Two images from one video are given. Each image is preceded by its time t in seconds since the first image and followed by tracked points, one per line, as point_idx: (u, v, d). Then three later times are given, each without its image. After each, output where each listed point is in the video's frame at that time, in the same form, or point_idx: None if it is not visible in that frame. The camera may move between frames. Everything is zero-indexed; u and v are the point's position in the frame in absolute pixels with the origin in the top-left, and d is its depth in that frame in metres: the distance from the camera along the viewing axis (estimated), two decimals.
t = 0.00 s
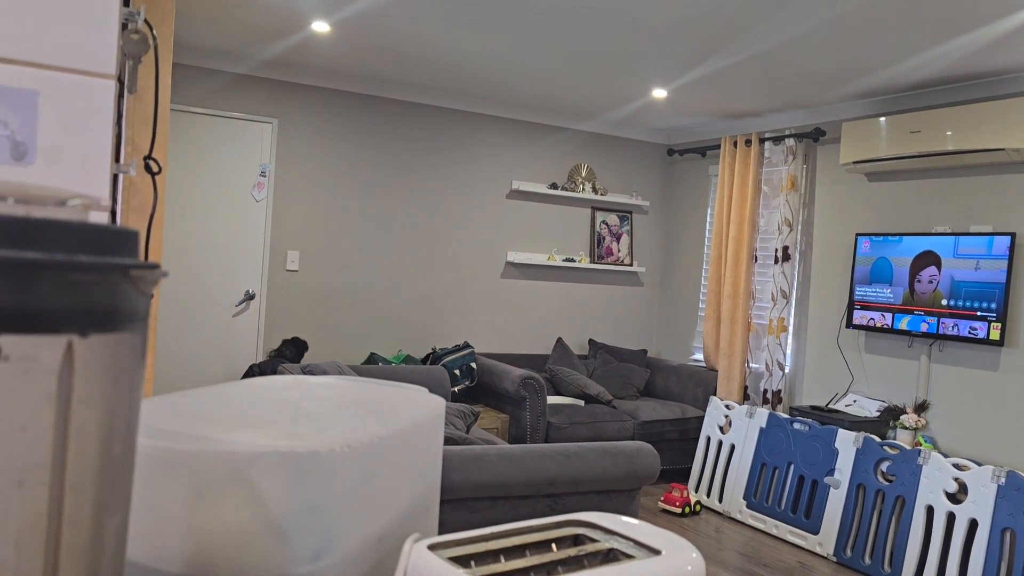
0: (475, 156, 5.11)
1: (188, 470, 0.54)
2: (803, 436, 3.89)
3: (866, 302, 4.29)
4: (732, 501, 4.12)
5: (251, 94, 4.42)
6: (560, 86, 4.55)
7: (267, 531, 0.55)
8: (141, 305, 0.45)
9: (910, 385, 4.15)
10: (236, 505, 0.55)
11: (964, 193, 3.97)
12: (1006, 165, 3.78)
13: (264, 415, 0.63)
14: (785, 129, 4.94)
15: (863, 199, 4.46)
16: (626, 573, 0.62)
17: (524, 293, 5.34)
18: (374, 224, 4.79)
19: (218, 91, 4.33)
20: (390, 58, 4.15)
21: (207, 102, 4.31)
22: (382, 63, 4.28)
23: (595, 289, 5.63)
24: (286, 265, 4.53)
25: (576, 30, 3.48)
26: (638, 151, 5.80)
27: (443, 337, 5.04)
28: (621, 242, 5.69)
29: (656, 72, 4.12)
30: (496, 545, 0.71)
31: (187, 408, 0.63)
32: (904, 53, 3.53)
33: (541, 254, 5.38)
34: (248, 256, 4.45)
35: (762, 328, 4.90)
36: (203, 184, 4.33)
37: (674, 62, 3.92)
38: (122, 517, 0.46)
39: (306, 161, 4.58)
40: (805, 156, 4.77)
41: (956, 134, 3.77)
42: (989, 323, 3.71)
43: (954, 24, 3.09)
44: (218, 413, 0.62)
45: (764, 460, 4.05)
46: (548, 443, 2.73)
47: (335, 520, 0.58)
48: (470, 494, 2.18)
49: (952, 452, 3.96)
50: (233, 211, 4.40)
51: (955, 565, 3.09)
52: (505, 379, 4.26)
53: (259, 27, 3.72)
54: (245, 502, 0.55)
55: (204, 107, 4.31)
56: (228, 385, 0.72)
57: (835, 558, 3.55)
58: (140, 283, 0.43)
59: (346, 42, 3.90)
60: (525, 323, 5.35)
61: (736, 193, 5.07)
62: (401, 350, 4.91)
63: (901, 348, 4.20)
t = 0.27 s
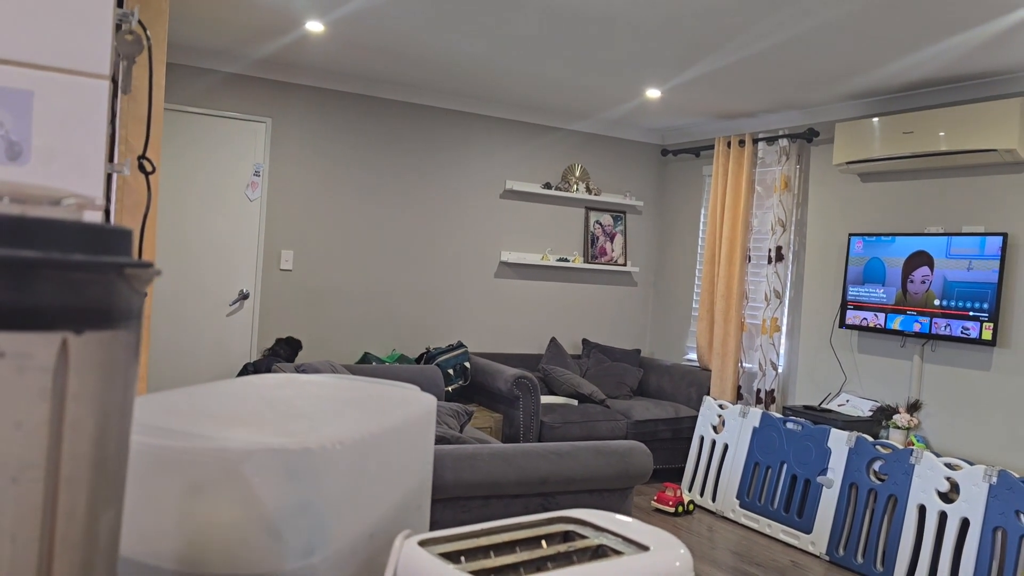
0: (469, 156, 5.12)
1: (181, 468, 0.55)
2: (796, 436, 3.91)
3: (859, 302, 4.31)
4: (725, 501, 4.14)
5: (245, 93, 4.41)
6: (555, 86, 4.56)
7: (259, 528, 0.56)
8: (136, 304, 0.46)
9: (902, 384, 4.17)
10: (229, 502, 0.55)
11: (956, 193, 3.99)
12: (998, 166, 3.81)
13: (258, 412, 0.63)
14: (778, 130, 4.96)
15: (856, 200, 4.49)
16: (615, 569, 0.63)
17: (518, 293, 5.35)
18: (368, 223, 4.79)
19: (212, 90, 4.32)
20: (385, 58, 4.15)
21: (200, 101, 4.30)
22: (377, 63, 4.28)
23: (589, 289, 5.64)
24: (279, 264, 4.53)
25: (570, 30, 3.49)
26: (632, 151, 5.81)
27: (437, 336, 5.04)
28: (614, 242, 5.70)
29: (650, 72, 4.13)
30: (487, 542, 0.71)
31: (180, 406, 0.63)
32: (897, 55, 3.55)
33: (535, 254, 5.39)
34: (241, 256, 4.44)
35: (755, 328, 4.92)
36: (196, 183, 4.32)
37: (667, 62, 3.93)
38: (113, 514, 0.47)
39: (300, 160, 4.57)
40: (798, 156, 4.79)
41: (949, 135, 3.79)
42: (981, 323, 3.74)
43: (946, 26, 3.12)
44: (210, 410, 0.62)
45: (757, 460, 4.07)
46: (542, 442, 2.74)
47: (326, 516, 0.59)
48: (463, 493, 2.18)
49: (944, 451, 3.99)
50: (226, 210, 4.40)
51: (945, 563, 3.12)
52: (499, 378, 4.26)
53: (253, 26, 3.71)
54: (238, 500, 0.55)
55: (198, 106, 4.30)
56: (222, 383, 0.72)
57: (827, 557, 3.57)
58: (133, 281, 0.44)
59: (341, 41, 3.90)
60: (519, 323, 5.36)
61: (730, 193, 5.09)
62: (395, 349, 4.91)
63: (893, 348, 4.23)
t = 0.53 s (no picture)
0: (468, 156, 5.12)
1: (177, 468, 0.55)
2: (795, 436, 3.91)
3: (858, 301, 4.31)
4: (724, 501, 4.14)
5: (244, 93, 4.41)
6: (554, 85, 4.56)
7: (256, 528, 0.56)
8: (131, 302, 0.46)
9: (901, 384, 4.17)
10: (225, 502, 0.55)
11: (955, 193, 3.99)
12: (996, 166, 3.81)
13: (255, 412, 0.63)
14: (777, 130, 4.96)
15: (855, 200, 4.49)
16: (612, 569, 0.63)
17: (517, 292, 5.35)
18: (367, 223, 4.79)
19: (211, 89, 4.32)
20: (384, 57, 4.15)
21: (199, 100, 4.30)
22: (375, 62, 4.28)
23: (588, 289, 5.64)
24: (278, 264, 4.53)
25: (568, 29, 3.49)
26: (631, 150, 5.81)
27: (436, 336, 5.04)
28: (614, 241, 5.70)
29: (648, 72, 4.13)
30: (484, 542, 0.71)
31: (177, 406, 0.63)
32: (895, 55, 3.56)
33: (534, 253, 5.39)
34: (240, 255, 4.44)
35: (755, 328, 4.92)
36: (195, 183, 4.32)
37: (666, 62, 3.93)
38: (108, 513, 0.46)
39: (299, 160, 4.57)
40: (797, 155, 4.79)
41: (947, 134, 3.80)
42: (979, 323, 3.74)
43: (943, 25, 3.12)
44: (206, 410, 0.62)
45: (756, 459, 4.07)
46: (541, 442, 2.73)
47: (323, 516, 0.59)
48: (462, 493, 2.18)
49: (942, 451, 3.99)
50: (225, 210, 4.39)
51: (943, 562, 3.12)
52: (498, 378, 4.26)
53: (252, 25, 3.71)
54: (234, 499, 0.55)
55: (197, 106, 4.30)
56: (219, 382, 0.72)
57: (826, 556, 3.57)
58: (129, 281, 0.44)
59: (339, 40, 3.90)
60: (518, 323, 5.36)
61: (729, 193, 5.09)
62: (394, 349, 4.91)
63: (892, 348, 4.23)
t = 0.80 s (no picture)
0: (468, 155, 5.11)
1: (176, 468, 0.54)
2: (796, 435, 3.91)
3: (859, 300, 4.31)
4: (724, 500, 4.13)
5: (243, 92, 4.41)
6: (554, 85, 4.55)
7: (256, 530, 0.55)
8: (129, 302, 0.45)
9: (901, 383, 4.17)
10: (224, 503, 0.55)
11: (955, 192, 3.99)
12: (997, 165, 3.81)
13: (255, 412, 0.63)
14: (777, 129, 4.95)
15: (855, 199, 4.48)
16: (614, 569, 0.63)
17: (517, 292, 5.34)
18: (367, 222, 4.78)
19: (211, 88, 4.32)
20: (383, 56, 4.15)
21: (199, 99, 4.30)
22: (375, 61, 4.27)
23: (588, 288, 5.63)
24: (278, 263, 4.52)
25: (568, 28, 3.49)
26: (631, 149, 5.80)
27: (437, 335, 5.04)
28: (614, 241, 5.70)
29: (648, 71, 4.13)
30: (485, 543, 0.71)
31: (176, 406, 0.63)
32: (895, 54, 3.55)
33: (534, 253, 5.39)
34: (240, 255, 4.43)
35: (755, 327, 4.91)
36: (194, 182, 4.32)
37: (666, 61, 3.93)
38: (107, 514, 0.46)
39: (298, 159, 4.56)
40: (797, 155, 4.78)
41: (948, 134, 3.79)
42: (979, 322, 3.74)
43: (944, 24, 3.12)
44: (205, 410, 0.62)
45: (756, 459, 4.07)
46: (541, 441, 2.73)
47: (322, 516, 0.59)
48: (462, 493, 2.18)
49: (942, 450, 3.99)
50: (225, 209, 4.39)
51: (944, 562, 3.12)
52: (498, 378, 4.26)
53: (251, 24, 3.71)
54: (234, 500, 0.55)
55: (196, 105, 4.29)
56: (219, 382, 0.72)
57: (826, 556, 3.57)
58: (127, 281, 0.44)
59: (339, 40, 3.90)
60: (518, 322, 5.35)
61: (729, 192, 5.08)
62: (394, 349, 4.90)
63: (892, 347, 4.23)
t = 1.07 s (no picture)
0: (468, 155, 5.11)
1: (176, 469, 0.54)
2: (795, 435, 3.91)
3: (858, 301, 4.31)
4: (724, 500, 4.13)
5: (243, 92, 4.41)
6: (553, 85, 4.55)
7: (256, 530, 0.55)
8: (128, 302, 0.45)
9: (901, 383, 4.17)
10: (224, 502, 0.55)
11: (955, 192, 3.99)
12: (996, 165, 3.81)
13: (255, 413, 0.63)
14: (777, 129, 4.95)
15: (855, 199, 4.48)
16: (613, 569, 0.63)
17: (517, 292, 5.34)
18: (367, 223, 4.78)
19: (211, 89, 4.32)
20: (383, 56, 4.15)
21: (198, 100, 4.30)
22: (374, 62, 4.27)
23: (587, 288, 5.63)
24: (277, 263, 4.52)
25: (567, 29, 3.49)
26: (630, 150, 5.81)
27: (436, 335, 5.04)
28: (613, 241, 5.70)
29: (648, 71, 4.13)
30: (484, 543, 0.71)
31: (176, 407, 0.63)
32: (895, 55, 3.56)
33: (534, 253, 5.39)
34: (240, 255, 4.43)
35: (754, 327, 4.91)
36: (194, 183, 4.32)
37: (665, 62, 3.93)
38: (107, 515, 0.46)
39: (298, 160, 4.56)
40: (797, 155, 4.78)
41: (947, 134, 3.79)
42: (979, 322, 3.74)
43: (943, 25, 3.12)
44: (204, 411, 0.62)
45: (756, 459, 4.07)
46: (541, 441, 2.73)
47: (322, 517, 0.59)
48: (462, 493, 2.18)
49: (942, 450, 3.99)
50: (224, 209, 4.39)
51: (944, 562, 3.12)
52: (498, 378, 4.26)
53: (250, 24, 3.71)
54: (233, 500, 0.55)
55: (195, 106, 4.29)
56: (219, 383, 0.72)
57: (826, 556, 3.57)
58: (126, 282, 0.44)
59: (338, 40, 3.89)
60: (518, 322, 5.35)
61: (729, 192, 5.08)
62: (394, 349, 4.90)
63: (892, 347, 4.23)
